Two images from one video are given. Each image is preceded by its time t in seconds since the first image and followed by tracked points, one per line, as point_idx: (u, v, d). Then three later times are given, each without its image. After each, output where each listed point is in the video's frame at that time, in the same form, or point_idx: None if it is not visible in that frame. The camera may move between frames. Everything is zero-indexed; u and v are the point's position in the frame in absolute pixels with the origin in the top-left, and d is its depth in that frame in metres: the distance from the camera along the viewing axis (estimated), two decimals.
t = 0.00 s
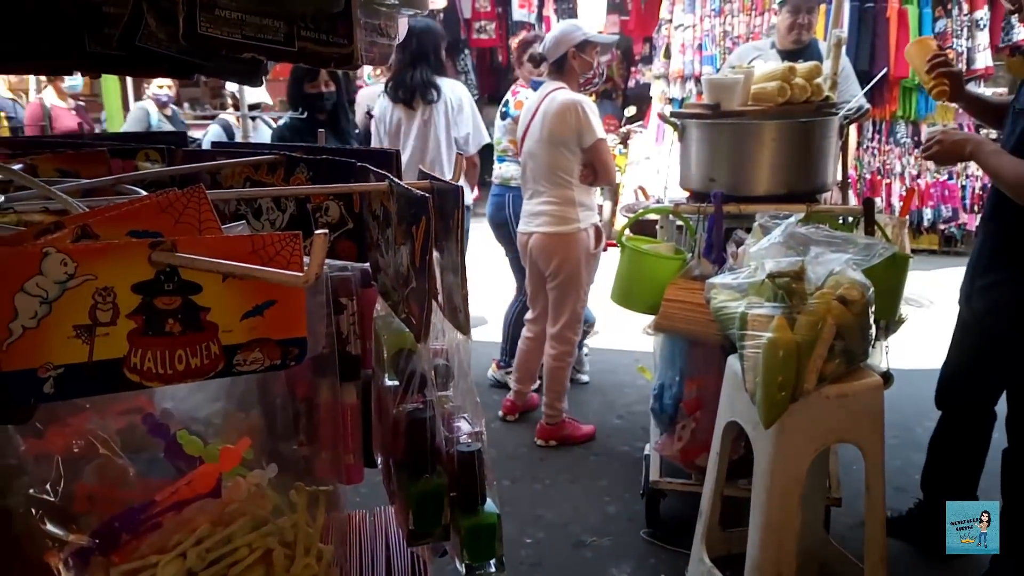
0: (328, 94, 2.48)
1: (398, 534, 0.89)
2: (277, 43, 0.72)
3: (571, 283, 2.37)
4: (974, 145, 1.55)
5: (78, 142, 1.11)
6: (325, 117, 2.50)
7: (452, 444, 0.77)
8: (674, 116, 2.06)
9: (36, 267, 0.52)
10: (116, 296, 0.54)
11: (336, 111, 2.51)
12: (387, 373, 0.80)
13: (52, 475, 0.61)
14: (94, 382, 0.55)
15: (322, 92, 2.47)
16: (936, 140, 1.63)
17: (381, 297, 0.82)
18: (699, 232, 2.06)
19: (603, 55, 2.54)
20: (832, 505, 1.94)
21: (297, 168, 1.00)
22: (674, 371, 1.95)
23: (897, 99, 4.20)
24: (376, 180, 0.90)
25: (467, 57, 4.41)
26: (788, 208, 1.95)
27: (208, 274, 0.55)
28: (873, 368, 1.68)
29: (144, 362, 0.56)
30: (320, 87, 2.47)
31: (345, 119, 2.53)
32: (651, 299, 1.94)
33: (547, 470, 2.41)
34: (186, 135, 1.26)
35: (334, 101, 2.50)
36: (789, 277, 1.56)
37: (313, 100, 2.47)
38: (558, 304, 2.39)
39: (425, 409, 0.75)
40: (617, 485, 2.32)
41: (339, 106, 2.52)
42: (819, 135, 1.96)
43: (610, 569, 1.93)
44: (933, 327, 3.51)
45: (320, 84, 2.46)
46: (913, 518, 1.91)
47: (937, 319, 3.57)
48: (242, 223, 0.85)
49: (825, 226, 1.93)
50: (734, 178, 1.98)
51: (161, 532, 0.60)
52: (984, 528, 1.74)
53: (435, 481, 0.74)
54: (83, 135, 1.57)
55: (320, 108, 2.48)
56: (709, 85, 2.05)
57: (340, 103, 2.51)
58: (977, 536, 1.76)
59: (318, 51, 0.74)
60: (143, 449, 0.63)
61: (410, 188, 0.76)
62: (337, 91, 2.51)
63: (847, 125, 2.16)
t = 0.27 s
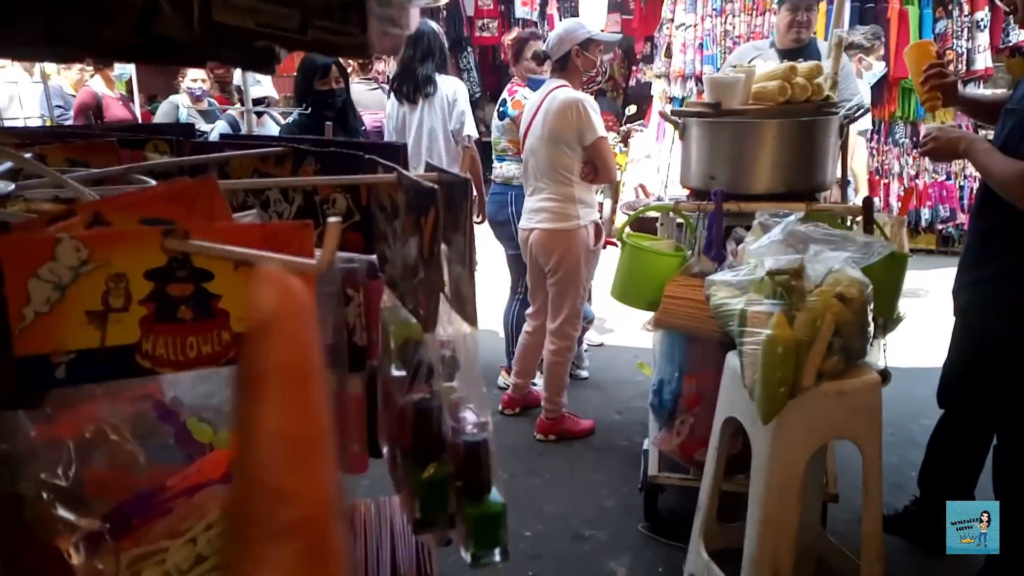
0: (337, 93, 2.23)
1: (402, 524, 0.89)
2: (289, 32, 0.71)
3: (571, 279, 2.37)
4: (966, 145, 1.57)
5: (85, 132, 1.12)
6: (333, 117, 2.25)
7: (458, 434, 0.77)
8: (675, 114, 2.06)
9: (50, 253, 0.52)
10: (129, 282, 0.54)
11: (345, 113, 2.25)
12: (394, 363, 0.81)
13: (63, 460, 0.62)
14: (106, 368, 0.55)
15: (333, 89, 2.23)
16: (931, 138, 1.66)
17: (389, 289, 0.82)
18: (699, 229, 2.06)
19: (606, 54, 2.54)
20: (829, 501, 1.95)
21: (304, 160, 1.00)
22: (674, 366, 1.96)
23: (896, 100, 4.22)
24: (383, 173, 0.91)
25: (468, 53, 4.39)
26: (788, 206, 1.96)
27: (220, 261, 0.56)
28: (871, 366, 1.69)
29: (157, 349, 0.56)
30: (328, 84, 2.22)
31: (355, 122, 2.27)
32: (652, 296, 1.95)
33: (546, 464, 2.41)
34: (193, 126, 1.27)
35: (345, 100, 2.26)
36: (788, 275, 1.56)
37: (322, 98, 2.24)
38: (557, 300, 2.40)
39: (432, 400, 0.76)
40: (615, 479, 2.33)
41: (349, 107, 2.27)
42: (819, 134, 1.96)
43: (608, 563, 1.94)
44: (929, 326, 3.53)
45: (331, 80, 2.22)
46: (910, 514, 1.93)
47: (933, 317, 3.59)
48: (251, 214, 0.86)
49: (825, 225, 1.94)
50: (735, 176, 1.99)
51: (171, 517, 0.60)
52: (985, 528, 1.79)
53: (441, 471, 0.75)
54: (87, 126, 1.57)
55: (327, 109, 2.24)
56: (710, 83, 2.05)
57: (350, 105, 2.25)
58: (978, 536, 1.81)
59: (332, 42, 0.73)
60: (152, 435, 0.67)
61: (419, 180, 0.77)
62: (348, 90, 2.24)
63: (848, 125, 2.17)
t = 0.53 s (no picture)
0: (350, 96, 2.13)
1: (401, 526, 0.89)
2: (288, 34, 0.71)
3: (568, 279, 2.37)
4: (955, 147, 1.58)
5: (83, 134, 1.12)
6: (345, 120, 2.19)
7: (457, 436, 0.77)
8: (673, 114, 2.06)
9: (45, 256, 0.52)
10: (125, 286, 0.54)
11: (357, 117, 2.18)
12: (392, 365, 0.80)
13: (59, 463, 0.61)
14: (102, 371, 0.55)
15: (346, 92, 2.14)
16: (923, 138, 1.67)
17: (387, 291, 0.83)
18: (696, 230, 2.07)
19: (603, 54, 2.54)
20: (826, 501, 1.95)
21: (302, 162, 1.00)
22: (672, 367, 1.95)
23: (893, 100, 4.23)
24: (381, 174, 0.90)
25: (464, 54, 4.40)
26: (785, 207, 1.96)
27: (217, 265, 0.55)
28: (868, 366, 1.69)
29: (153, 352, 0.56)
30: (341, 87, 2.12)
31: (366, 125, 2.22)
32: (649, 296, 1.95)
33: (544, 464, 2.41)
34: (191, 127, 1.26)
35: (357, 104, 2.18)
36: (785, 275, 1.57)
37: (335, 101, 2.15)
38: (554, 301, 2.40)
39: (429, 401, 0.75)
40: (613, 480, 2.33)
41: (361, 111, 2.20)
42: (817, 134, 1.96)
43: (606, 564, 1.94)
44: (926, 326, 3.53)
45: (344, 82, 2.13)
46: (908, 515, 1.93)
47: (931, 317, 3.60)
48: (249, 216, 0.86)
49: (822, 226, 1.94)
50: (732, 176, 1.99)
51: (168, 521, 0.61)
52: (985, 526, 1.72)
53: (439, 472, 0.75)
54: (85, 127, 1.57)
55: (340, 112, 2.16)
56: (708, 84, 2.05)
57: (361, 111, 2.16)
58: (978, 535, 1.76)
59: (330, 44, 0.73)
60: (149, 438, 0.63)
61: (417, 182, 0.76)
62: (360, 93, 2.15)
63: (845, 126, 2.16)
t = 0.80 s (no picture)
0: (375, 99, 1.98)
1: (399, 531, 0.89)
2: (283, 41, 0.71)
3: (567, 282, 2.37)
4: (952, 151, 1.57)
5: (81, 140, 1.11)
6: (369, 124, 2.01)
7: (455, 441, 0.77)
8: (670, 117, 2.06)
9: (42, 264, 0.52)
10: (122, 293, 0.54)
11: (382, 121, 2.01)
12: (390, 371, 0.80)
13: (57, 471, 0.61)
14: (98, 378, 0.55)
15: (371, 94, 1.98)
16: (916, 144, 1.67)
17: (384, 295, 0.83)
18: (695, 232, 2.07)
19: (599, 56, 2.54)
20: (826, 503, 1.95)
21: (299, 167, 1.00)
22: (671, 370, 1.95)
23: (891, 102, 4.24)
24: (378, 179, 0.90)
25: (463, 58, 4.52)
26: (783, 209, 1.97)
27: (213, 272, 0.55)
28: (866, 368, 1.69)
29: (149, 360, 0.56)
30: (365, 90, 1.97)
31: (392, 131, 2.04)
32: (647, 299, 1.94)
33: (543, 467, 2.41)
34: (188, 132, 1.26)
35: (383, 107, 2.02)
36: (784, 277, 1.58)
37: (358, 103, 1.99)
38: (552, 303, 2.40)
39: (427, 406, 0.76)
40: (613, 482, 2.33)
41: (387, 115, 2.03)
42: (815, 137, 1.97)
43: (607, 567, 1.93)
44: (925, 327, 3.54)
45: (369, 84, 1.98)
46: (907, 518, 1.93)
47: (930, 318, 3.60)
48: (247, 221, 0.86)
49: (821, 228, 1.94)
50: (730, 179, 1.99)
51: (165, 529, 0.60)
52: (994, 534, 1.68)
53: (437, 478, 0.74)
54: (85, 134, 1.57)
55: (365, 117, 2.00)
56: (706, 86, 2.04)
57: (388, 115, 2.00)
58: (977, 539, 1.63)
59: (326, 51, 0.73)
60: (146, 444, 0.63)
61: (414, 188, 0.76)
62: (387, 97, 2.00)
63: (843, 128, 2.17)
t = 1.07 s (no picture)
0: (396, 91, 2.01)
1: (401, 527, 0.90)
2: (280, 45, 0.73)
3: (567, 282, 2.38)
4: (955, 164, 1.58)
5: (85, 142, 1.12)
6: (391, 119, 2.02)
7: (454, 439, 0.78)
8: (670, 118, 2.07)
9: (46, 265, 0.53)
10: (125, 294, 0.55)
11: (405, 114, 2.01)
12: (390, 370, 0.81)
13: (60, 469, 0.62)
14: (102, 379, 0.55)
15: (388, 87, 2.01)
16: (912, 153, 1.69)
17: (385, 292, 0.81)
18: (694, 232, 2.08)
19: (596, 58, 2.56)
20: (826, 501, 1.95)
21: (301, 168, 1.01)
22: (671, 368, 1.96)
23: (889, 103, 4.25)
24: (379, 180, 0.91)
25: (466, 61, 4.56)
26: (782, 210, 1.98)
27: (215, 272, 0.56)
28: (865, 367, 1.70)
29: (152, 359, 0.56)
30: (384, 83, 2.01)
31: (415, 126, 2.02)
32: (646, 299, 1.96)
33: (543, 467, 2.42)
34: (192, 134, 1.27)
35: (402, 101, 2.01)
36: (781, 278, 1.57)
37: (377, 98, 2.02)
38: (552, 303, 2.41)
39: (427, 404, 0.76)
40: (614, 481, 2.33)
41: (409, 110, 2.02)
42: (813, 137, 1.97)
43: (607, 565, 1.94)
44: (924, 326, 3.55)
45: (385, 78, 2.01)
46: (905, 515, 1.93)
47: (930, 318, 3.61)
48: (249, 222, 0.86)
49: (819, 228, 1.95)
50: (728, 180, 2.00)
51: (167, 526, 0.61)
52: (984, 529, 1.79)
53: (438, 476, 0.75)
54: (90, 135, 1.58)
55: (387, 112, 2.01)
56: (705, 88, 2.04)
57: (409, 103, 2.01)
58: (976, 535, 1.81)
59: (328, 56, 0.74)
60: (149, 444, 0.64)
61: (413, 189, 0.77)
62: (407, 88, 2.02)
63: (841, 129, 2.18)
